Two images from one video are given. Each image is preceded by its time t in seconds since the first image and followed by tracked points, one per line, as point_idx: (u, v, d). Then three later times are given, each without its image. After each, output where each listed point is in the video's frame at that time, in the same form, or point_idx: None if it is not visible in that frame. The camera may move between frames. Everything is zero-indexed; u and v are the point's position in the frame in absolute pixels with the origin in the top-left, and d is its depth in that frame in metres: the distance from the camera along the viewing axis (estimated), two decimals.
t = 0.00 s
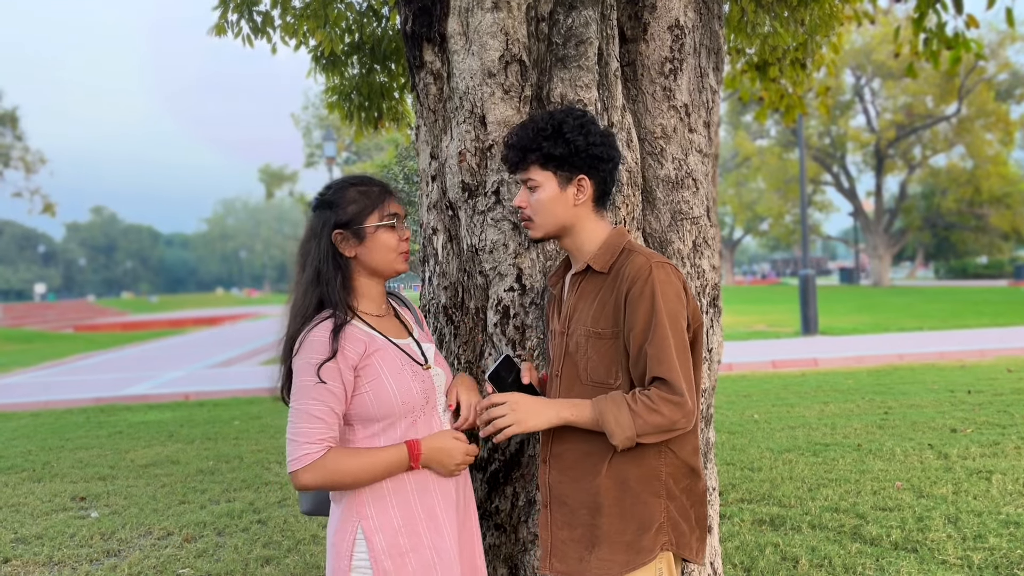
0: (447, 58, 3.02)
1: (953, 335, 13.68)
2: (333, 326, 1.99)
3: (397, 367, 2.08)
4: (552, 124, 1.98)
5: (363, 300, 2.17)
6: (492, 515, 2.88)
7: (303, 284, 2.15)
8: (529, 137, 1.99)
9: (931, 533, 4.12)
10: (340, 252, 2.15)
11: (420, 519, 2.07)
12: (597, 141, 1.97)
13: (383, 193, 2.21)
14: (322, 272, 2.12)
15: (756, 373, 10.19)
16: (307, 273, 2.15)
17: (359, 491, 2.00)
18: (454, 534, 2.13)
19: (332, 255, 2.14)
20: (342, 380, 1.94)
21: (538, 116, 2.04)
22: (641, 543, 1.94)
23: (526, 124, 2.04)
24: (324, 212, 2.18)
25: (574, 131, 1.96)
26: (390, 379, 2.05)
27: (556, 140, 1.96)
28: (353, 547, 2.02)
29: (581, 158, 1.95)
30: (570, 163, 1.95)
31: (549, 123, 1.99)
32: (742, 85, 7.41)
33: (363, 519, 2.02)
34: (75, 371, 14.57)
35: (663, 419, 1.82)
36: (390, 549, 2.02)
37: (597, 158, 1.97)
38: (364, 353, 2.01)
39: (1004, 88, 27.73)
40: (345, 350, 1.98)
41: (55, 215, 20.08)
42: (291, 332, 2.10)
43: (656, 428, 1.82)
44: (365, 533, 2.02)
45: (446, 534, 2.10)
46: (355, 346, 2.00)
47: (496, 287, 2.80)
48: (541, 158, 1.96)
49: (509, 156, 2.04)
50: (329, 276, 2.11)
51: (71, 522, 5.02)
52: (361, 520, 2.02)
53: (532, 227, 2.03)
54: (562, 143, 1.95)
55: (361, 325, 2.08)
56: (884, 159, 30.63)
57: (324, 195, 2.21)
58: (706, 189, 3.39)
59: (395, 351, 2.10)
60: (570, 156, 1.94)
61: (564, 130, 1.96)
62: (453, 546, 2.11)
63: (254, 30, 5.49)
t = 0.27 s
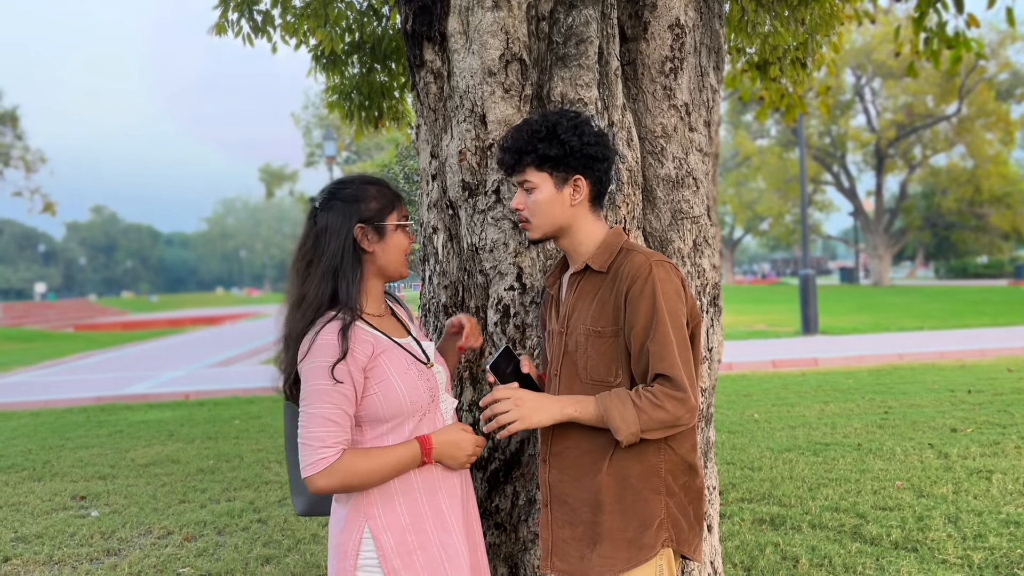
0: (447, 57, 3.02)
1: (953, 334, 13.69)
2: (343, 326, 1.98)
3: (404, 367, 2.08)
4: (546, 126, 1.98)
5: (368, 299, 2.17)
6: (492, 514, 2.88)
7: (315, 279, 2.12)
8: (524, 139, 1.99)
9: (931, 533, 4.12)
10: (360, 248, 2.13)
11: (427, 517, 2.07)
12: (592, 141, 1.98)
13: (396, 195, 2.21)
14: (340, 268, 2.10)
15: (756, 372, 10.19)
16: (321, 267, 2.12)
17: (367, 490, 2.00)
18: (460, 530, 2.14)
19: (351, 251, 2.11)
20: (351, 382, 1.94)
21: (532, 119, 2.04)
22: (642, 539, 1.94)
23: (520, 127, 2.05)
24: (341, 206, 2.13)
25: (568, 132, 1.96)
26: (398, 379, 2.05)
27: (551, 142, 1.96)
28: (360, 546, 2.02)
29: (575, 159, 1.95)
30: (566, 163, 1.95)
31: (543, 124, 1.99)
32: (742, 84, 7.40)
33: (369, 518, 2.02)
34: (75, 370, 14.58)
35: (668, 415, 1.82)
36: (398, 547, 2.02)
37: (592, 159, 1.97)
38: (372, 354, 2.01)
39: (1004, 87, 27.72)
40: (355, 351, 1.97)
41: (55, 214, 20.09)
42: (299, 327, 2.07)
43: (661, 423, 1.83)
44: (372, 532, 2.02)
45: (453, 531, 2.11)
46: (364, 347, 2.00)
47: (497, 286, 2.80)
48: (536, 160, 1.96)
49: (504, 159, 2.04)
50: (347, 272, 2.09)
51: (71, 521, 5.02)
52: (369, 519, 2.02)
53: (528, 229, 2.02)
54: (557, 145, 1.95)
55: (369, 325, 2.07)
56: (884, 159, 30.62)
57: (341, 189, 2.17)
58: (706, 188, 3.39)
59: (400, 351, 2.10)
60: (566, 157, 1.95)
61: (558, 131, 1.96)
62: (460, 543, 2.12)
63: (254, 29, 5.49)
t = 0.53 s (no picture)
0: (448, 57, 3.02)
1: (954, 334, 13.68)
2: (350, 327, 1.98)
3: (408, 367, 2.08)
4: (543, 127, 1.98)
5: (371, 299, 2.17)
6: (493, 513, 2.89)
7: (321, 278, 2.11)
8: (521, 140, 1.99)
9: (932, 532, 4.12)
10: (368, 249, 2.14)
11: (431, 515, 2.08)
12: (589, 141, 1.98)
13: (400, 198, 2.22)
14: (347, 268, 2.09)
15: (757, 372, 10.19)
16: (327, 267, 2.11)
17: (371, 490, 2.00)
18: (461, 529, 2.15)
19: (359, 251, 2.11)
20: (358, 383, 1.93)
21: (529, 120, 2.04)
22: (643, 537, 1.95)
23: (517, 128, 2.05)
24: (347, 206, 2.13)
25: (565, 133, 1.96)
26: (403, 380, 2.06)
27: (548, 143, 1.96)
28: (364, 546, 2.01)
29: (572, 160, 1.95)
30: (563, 164, 1.95)
31: (540, 126, 1.99)
32: (742, 84, 7.40)
33: (374, 517, 2.02)
34: (76, 369, 14.59)
35: (673, 412, 1.81)
36: (403, 546, 2.02)
37: (589, 159, 1.97)
38: (377, 355, 2.01)
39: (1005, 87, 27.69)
40: (361, 352, 1.97)
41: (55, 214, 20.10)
42: (305, 327, 2.05)
43: (667, 419, 1.82)
44: (376, 531, 2.02)
45: (455, 529, 2.12)
46: (369, 348, 2.00)
47: (496, 285, 2.80)
48: (534, 161, 1.96)
49: (501, 160, 2.04)
50: (354, 272, 2.09)
51: (72, 521, 5.02)
52: (372, 518, 2.02)
53: (525, 229, 2.02)
54: (554, 146, 1.95)
55: (373, 327, 2.07)
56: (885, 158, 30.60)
57: (347, 189, 2.16)
58: (707, 188, 3.39)
59: (404, 352, 2.10)
60: (563, 158, 1.95)
61: (555, 132, 1.96)
62: (462, 541, 2.13)
63: (255, 29, 5.50)
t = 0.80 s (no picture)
0: (449, 57, 3.03)
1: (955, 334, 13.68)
2: (351, 326, 1.99)
3: (407, 368, 2.09)
4: (551, 130, 2.00)
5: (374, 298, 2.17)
6: (494, 513, 2.90)
7: (324, 276, 2.11)
8: (529, 142, 2.01)
9: (932, 532, 4.12)
10: (373, 248, 2.14)
11: (429, 515, 2.08)
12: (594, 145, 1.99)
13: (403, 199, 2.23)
14: (352, 266, 2.10)
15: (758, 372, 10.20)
16: (332, 265, 2.11)
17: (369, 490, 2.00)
18: (459, 528, 2.16)
19: (363, 249, 2.11)
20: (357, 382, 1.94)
21: (537, 123, 2.05)
22: (645, 537, 1.95)
23: (525, 131, 2.06)
24: (352, 205, 2.13)
25: (571, 135, 1.97)
26: (403, 380, 2.06)
27: (554, 145, 1.97)
28: (362, 545, 2.02)
29: (578, 163, 1.96)
30: (569, 166, 1.96)
31: (548, 129, 2.01)
32: (743, 84, 7.41)
33: (371, 516, 2.02)
34: (77, 369, 14.60)
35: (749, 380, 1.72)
36: (400, 545, 2.03)
37: (594, 163, 1.98)
38: (377, 355, 2.01)
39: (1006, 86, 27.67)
40: (361, 352, 1.97)
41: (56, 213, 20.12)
42: (307, 325, 2.05)
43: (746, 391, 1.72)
44: (374, 530, 2.02)
45: (452, 527, 2.12)
46: (370, 348, 2.00)
47: (497, 285, 2.80)
48: (540, 162, 1.97)
49: (509, 161, 2.05)
50: (359, 270, 2.10)
51: (73, 520, 5.03)
52: (370, 517, 2.03)
53: (529, 230, 2.02)
54: (560, 148, 1.96)
55: (374, 327, 2.08)
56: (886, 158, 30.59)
57: (351, 188, 2.17)
58: (708, 188, 3.39)
59: (404, 352, 2.10)
60: (568, 160, 1.96)
61: (562, 135, 1.98)
62: (460, 540, 2.14)
63: (257, 29, 5.51)
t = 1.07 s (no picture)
0: (450, 56, 3.03)
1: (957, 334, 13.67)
2: (351, 325, 1.99)
3: (407, 366, 2.09)
4: (566, 132, 2.02)
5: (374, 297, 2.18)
6: (496, 512, 2.90)
7: (324, 275, 2.12)
8: (543, 143, 2.03)
9: (934, 532, 4.12)
10: (371, 246, 2.15)
11: (429, 514, 2.09)
12: (608, 150, 2.01)
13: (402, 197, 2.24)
14: (351, 265, 2.10)
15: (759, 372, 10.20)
16: (331, 264, 2.11)
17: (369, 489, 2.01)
18: (460, 527, 2.16)
19: (363, 248, 2.12)
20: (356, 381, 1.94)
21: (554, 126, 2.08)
22: (651, 536, 1.95)
23: (541, 133, 2.09)
24: (351, 203, 2.14)
25: (585, 138, 1.99)
26: (402, 379, 2.06)
27: (567, 146, 1.99)
28: (362, 544, 2.03)
29: (589, 165, 1.98)
30: (580, 167, 1.98)
31: (563, 131, 2.03)
32: (744, 84, 7.40)
33: (372, 515, 2.03)
34: (79, 368, 14.62)
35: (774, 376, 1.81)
36: (400, 545, 2.03)
37: (606, 167, 2.00)
38: (377, 353, 2.02)
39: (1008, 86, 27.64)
40: (360, 351, 1.98)
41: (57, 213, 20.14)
42: (307, 324, 2.05)
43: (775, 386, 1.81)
44: (374, 529, 2.03)
45: (453, 526, 2.13)
46: (369, 347, 2.01)
47: (498, 284, 2.81)
48: (551, 161, 1.99)
49: (522, 161, 2.08)
50: (358, 269, 2.10)
51: (75, 519, 5.04)
52: (371, 516, 2.03)
53: (539, 230, 2.04)
54: (573, 149, 1.99)
55: (374, 326, 2.08)
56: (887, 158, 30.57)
57: (350, 186, 2.18)
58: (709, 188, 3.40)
59: (404, 351, 2.11)
60: (579, 161, 1.98)
61: (577, 137, 2.00)
62: (461, 539, 2.14)
63: (258, 29, 5.51)
